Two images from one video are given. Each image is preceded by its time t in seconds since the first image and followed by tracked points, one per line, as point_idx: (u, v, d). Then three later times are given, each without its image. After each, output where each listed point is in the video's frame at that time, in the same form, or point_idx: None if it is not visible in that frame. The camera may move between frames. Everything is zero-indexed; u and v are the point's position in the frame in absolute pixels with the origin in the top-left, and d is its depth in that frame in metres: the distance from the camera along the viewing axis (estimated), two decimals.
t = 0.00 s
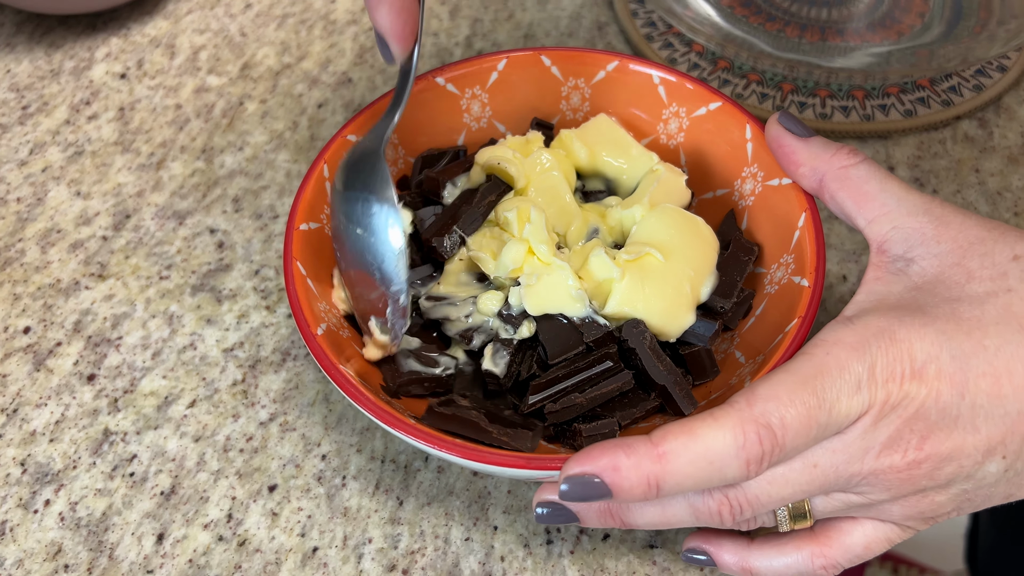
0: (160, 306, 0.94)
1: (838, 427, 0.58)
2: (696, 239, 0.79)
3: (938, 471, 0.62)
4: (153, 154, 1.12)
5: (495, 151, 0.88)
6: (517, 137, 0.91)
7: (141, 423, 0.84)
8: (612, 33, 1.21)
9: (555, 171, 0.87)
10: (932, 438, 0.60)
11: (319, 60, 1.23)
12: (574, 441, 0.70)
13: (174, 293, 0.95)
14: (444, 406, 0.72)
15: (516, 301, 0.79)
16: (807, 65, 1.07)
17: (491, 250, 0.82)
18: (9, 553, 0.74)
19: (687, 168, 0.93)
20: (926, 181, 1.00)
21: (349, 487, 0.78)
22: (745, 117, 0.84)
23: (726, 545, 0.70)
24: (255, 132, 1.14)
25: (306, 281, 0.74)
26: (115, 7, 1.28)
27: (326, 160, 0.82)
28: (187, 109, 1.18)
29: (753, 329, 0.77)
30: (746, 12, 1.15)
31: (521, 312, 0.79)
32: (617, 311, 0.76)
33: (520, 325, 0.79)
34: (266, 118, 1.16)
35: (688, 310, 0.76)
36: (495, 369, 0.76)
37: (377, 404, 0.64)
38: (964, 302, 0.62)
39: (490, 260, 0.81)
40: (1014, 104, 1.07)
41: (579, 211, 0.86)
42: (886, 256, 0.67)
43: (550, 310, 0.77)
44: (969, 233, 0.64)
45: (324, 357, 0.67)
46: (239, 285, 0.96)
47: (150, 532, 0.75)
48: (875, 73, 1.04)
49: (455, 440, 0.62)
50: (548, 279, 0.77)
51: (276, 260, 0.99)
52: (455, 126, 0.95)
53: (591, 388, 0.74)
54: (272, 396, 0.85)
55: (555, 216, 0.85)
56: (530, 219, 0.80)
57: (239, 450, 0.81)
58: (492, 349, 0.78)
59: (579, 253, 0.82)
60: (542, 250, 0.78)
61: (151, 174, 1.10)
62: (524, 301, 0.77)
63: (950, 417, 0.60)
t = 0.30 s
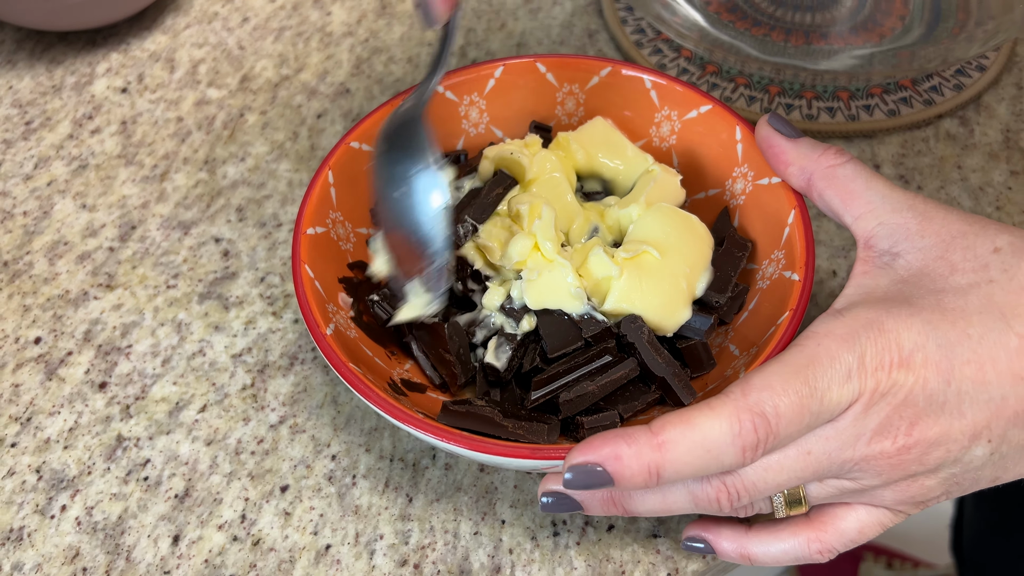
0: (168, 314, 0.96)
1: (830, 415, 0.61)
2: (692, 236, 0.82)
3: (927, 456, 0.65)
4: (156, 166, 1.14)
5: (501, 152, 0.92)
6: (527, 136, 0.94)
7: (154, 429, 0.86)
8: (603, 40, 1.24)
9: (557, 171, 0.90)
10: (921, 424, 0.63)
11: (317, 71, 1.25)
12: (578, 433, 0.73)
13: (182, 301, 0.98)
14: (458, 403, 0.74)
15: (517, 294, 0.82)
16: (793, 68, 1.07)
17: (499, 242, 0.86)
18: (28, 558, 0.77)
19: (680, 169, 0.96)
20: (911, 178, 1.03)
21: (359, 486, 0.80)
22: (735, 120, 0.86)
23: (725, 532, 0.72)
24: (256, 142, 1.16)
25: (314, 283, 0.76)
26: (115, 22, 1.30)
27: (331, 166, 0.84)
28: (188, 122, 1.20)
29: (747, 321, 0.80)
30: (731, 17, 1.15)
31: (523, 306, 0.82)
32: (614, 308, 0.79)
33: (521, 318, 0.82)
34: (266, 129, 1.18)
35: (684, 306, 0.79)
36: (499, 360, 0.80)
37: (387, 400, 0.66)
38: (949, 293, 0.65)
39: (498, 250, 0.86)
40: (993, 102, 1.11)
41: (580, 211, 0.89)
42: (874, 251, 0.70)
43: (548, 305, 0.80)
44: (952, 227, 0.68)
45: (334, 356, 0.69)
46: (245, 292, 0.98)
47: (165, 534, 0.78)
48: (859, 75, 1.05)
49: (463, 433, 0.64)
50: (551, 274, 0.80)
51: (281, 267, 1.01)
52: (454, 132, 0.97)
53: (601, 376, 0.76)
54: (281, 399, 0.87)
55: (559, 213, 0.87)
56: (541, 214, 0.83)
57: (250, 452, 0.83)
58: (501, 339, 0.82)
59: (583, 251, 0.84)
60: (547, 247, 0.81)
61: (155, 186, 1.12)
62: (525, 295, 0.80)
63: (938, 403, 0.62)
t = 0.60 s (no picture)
0: (166, 325, 0.96)
1: (831, 413, 0.61)
2: (690, 231, 0.83)
3: (927, 452, 0.65)
4: (151, 178, 1.14)
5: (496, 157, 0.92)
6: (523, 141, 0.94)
7: (155, 440, 0.86)
8: (593, 46, 1.26)
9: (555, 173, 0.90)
10: (920, 421, 0.64)
11: (310, 81, 1.26)
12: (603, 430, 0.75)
13: (180, 312, 0.98)
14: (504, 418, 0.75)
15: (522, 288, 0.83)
16: (783, 71, 1.09)
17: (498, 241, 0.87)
18: (31, 572, 0.77)
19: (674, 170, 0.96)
20: (901, 178, 1.05)
21: (362, 492, 0.80)
22: (728, 121, 0.88)
23: (727, 533, 0.73)
24: (250, 152, 1.17)
25: (314, 292, 0.77)
26: (107, 35, 1.31)
27: (329, 175, 0.84)
28: (183, 133, 1.20)
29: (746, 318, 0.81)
30: (720, 22, 1.16)
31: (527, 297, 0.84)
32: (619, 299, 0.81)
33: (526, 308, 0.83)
34: (261, 139, 1.19)
35: (686, 298, 0.81)
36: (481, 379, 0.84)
37: (391, 406, 0.66)
38: (944, 291, 0.66)
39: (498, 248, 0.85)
40: (980, 102, 1.13)
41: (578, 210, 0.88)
42: (868, 252, 0.72)
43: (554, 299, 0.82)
44: (944, 229, 0.69)
45: (337, 364, 0.69)
46: (243, 302, 0.98)
47: (169, 545, 0.78)
48: (847, 77, 1.07)
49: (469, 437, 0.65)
50: (555, 267, 0.82)
51: (278, 276, 1.01)
52: (449, 139, 0.98)
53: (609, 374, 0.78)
54: (282, 408, 0.87)
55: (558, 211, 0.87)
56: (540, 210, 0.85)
57: (252, 461, 0.83)
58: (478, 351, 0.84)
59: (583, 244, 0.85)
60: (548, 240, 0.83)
61: (150, 198, 1.12)
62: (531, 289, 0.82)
63: (936, 400, 0.63)
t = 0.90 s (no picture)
0: (156, 336, 0.96)
1: (830, 405, 0.62)
2: (678, 236, 0.84)
3: (924, 437, 0.67)
4: (138, 189, 1.14)
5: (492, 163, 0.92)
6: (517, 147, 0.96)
7: (145, 451, 0.86)
8: (579, 53, 1.27)
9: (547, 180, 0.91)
10: (917, 408, 0.65)
11: (297, 91, 1.26)
12: (602, 434, 0.76)
13: (169, 323, 0.98)
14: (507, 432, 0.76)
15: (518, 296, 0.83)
16: (766, 76, 1.10)
17: (493, 249, 0.87)
18: None
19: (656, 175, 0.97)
20: (884, 180, 1.07)
21: (354, 500, 0.80)
22: (707, 123, 0.89)
23: (730, 525, 0.74)
24: (238, 162, 1.17)
25: (307, 310, 0.77)
26: (92, 47, 1.30)
27: (314, 194, 0.85)
28: (170, 144, 1.20)
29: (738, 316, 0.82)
30: (703, 28, 1.14)
31: (522, 307, 0.83)
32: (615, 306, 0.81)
33: (523, 319, 0.83)
34: (248, 149, 1.19)
35: (678, 301, 0.81)
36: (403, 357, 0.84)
37: (391, 420, 0.67)
38: (930, 280, 0.67)
39: (493, 258, 0.86)
40: (960, 104, 1.15)
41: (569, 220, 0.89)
42: (853, 244, 0.73)
43: (550, 305, 0.82)
44: (924, 217, 0.70)
45: (335, 381, 0.70)
46: (233, 311, 0.98)
47: (161, 556, 0.78)
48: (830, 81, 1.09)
49: (472, 449, 0.65)
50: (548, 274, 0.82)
51: (268, 285, 1.01)
52: (432, 151, 0.99)
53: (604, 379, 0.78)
54: (273, 417, 0.87)
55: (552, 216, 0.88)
56: (535, 218, 0.84)
57: (243, 471, 0.83)
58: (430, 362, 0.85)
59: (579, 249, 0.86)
60: (545, 248, 0.82)
61: (138, 209, 1.12)
62: (526, 296, 0.81)
63: (932, 386, 0.65)
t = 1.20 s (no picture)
0: (157, 347, 0.96)
1: (837, 414, 0.62)
2: (688, 250, 0.83)
3: (933, 448, 0.66)
4: (138, 199, 1.14)
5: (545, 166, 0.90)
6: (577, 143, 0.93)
7: (148, 463, 0.85)
8: (579, 60, 1.27)
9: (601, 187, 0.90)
10: (925, 417, 0.65)
11: (297, 99, 1.26)
12: (601, 447, 0.75)
13: (171, 333, 0.97)
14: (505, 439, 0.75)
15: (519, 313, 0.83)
16: (768, 82, 1.10)
17: (501, 261, 0.85)
18: None
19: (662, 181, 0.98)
20: (887, 185, 1.07)
21: (360, 512, 0.80)
22: (714, 130, 0.89)
23: (735, 535, 0.74)
24: (239, 171, 1.16)
25: (310, 318, 0.77)
26: (90, 56, 1.30)
27: (318, 201, 0.84)
28: (170, 153, 1.20)
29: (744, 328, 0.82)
30: (704, 33, 1.14)
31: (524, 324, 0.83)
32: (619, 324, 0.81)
33: (523, 336, 0.83)
34: (249, 157, 1.18)
35: (684, 319, 0.80)
36: (390, 334, 0.84)
37: (394, 429, 0.66)
38: (939, 287, 0.67)
39: (501, 271, 0.85)
40: (962, 109, 1.16)
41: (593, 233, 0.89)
42: (862, 251, 0.73)
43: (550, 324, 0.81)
44: (934, 225, 0.70)
45: (338, 389, 0.69)
46: (235, 322, 0.98)
47: (165, 570, 0.77)
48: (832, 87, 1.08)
49: (478, 459, 0.65)
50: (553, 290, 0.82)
51: (270, 295, 1.00)
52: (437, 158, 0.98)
53: (603, 395, 0.77)
54: (276, 428, 0.87)
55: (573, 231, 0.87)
56: (544, 235, 0.84)
57: (248, 483, 0.83)
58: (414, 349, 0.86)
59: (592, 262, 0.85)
60: (549, 267, 0.81)
61: (138, 219, 1.11)
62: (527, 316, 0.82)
63: (939, 396, 0.65)
